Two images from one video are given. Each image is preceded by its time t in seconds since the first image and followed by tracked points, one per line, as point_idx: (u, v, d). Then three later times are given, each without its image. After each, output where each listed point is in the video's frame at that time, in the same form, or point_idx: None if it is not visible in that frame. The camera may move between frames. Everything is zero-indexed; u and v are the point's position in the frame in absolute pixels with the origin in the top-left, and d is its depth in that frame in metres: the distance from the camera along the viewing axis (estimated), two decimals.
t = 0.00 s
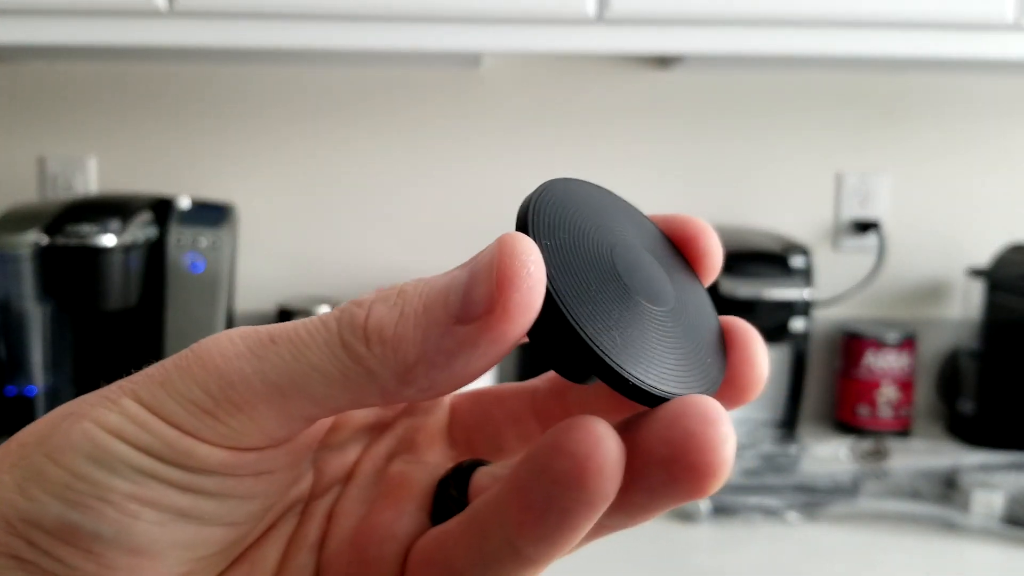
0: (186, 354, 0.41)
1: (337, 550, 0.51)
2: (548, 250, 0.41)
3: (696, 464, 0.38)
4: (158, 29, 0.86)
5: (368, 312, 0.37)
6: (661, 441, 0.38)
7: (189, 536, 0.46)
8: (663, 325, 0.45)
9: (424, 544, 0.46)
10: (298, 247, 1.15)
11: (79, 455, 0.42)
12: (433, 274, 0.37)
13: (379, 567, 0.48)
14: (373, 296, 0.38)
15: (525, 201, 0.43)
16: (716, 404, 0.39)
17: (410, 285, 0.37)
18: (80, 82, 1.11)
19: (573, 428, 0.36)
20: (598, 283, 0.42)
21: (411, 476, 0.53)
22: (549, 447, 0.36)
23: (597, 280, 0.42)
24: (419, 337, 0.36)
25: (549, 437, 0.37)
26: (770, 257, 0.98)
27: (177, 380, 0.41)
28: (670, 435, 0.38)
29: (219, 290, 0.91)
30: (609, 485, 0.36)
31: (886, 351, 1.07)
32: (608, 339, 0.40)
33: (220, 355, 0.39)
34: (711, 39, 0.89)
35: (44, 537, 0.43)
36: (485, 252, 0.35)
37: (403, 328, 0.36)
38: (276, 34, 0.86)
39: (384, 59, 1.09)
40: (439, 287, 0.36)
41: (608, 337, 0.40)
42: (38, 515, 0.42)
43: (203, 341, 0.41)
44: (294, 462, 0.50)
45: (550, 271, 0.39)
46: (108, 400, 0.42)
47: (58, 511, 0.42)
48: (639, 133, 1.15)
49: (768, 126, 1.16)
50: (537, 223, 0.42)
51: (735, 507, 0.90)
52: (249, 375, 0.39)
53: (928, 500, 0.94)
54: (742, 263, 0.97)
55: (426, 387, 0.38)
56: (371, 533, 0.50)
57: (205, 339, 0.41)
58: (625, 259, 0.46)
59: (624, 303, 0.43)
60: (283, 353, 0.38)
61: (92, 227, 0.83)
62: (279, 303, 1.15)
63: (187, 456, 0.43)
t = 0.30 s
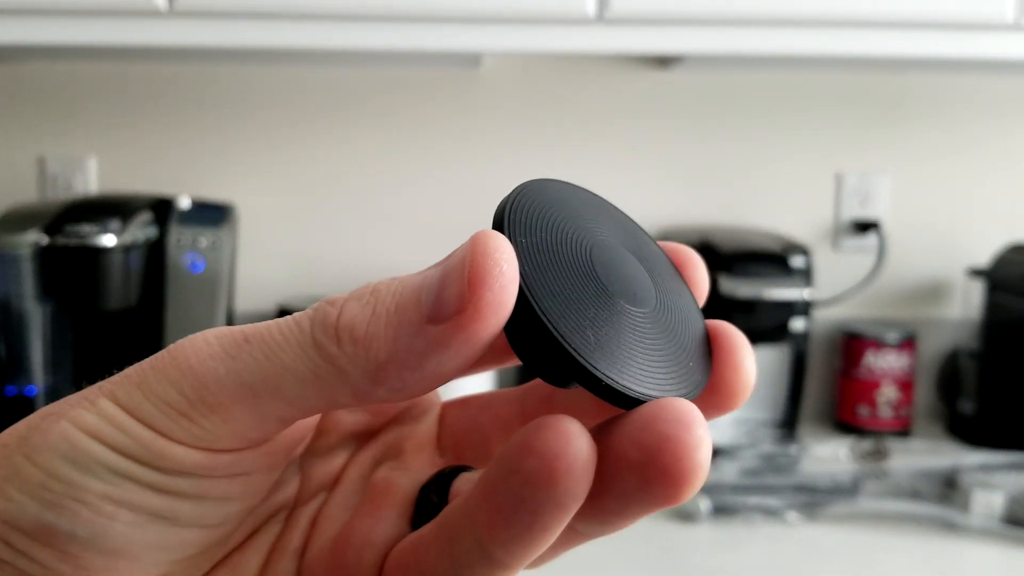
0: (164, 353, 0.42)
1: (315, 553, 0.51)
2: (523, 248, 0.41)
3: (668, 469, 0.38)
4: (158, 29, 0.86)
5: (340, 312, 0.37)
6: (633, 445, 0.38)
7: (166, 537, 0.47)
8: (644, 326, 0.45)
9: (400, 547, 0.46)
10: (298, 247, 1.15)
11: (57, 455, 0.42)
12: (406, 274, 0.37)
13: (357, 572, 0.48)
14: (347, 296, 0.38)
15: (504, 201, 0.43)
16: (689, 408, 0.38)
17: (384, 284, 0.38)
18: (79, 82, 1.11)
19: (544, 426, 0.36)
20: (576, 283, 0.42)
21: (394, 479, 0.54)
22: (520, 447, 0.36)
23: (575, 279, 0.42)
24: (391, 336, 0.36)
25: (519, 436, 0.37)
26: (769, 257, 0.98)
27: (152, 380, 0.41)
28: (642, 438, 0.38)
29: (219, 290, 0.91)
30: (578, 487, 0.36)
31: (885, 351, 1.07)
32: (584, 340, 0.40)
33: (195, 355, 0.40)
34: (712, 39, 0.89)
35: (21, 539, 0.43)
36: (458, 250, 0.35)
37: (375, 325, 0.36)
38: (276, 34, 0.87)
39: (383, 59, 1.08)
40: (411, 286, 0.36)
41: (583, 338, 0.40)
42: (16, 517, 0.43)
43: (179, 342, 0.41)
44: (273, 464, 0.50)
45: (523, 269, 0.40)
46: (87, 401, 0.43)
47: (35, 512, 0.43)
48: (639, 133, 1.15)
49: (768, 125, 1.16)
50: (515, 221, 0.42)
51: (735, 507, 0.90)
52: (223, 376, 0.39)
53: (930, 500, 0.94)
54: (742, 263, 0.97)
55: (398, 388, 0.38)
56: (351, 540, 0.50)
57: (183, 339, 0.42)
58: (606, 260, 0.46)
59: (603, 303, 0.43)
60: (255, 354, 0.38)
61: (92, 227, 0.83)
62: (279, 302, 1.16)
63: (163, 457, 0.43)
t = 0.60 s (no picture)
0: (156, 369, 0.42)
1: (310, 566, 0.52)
2: (511, 272, 0.41)
3: (650, 504, 0.38)
4: (158, 29, 0.86)
5: (328, 331, 0.37)
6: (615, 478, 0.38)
7: (159, 552, 0.47)
8: (633, 351, 0.44)
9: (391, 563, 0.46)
10: (298, 247, 1.15)
11: (51, 472, 0.42)
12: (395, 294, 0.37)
13: None
14: (337, 313, 0.38)
15: (497, 223, 0.43)
16: (673, 443, 0.38)
17: (371, 303, 0.37)
18: (79, 82, 1.11)
19: (531, 452, 0.37)
20: (565, 308, 0.42)
21: (389, 493, 0.54)
22: (507, 472, 0.37)
23: (564, 303, 0.42)
24: (379, 356, 0.36)
25: (507, 461, 0.38)
26: (768, 257, 0.98)
27: (145, 397, 0.41)
28: (625, 473, 0.38)
29: (219, 290, 0.91)
30: (565, 512, 0.37)
31: (885, 351, 1.07)
32: (569, 367, 0.40)
33: (186, 373, 0.40)
34: (712, 39, 0.89)
35: (17, 551, 0.43)
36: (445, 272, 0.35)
37: (363, 347, 0.36)
38: (276, 35, 0.87)
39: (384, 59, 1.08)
40: (399, 307, 0.36)
41: (569, 364, 0.40)
42: (13, 531, 0.43)
43: (171, 359, 0.41)
44: (268, 478, 0.50)
45: (510, 293, 0.40)
46: (81, 415, 0.43)
47: (30, 527, 0.43)
48: (639, 133, 1.15)
49: (768, 126, 1.16)
50: (505, 245, 0.42)
51: (735, 506, 0.90)
52: (214, 395, 0.39)
53: (930, 499, 0.94)
54: (741, 263, 0.98)
55: (385, 408, 0.38)
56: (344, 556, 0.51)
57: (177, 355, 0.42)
58: (600, 282, 0.46)
59: (592, 328, 0.43)
60: (247, 373, 0.38)
61: (92, 227, 0.83)
62: (279, 302, 1.15)
63: (156, 474, 0.43)
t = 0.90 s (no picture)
0: (159, 379, 0.42)
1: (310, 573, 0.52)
2: (505, 285, 0.41)
3: (635, 513, 0.38)
4: (158, 28, 0.86)
5: (326, 343, 0.37)
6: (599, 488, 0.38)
7: (161, 557, 0.46)
8: (623, 365, 0.44)
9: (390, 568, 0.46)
10: (298, 247, 1.15)
11: (57, 478, 0.42)
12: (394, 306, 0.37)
13: None
14: (337, 325, 0.38)
15: (494, 236, 0.43)
16: (656, 454, 0.38)
17: (369, 316, 0.37)
18: (79, 82, 1.11)
19: (528, 461, 0.37)
20: (557, 323, 0.42)
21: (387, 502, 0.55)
22: (508, 479, 0.37)
23: (556, 317, 0.42)
24: (375, 370, 0.36)
25: (504, 470, 0.38)
26: (768, 257, 0.98)
27: (149, 405, 0.41)
28: (609, 481, 0.38)
29: (219, 290, 0.91)
30: (563, 520, 0.37)
31: (885, 351, 1.07)
32: (559, 381, 0.40)
33: (189, 383, 0.40)
34: (711, 39, 0.89)
35: (23, 554, 0.43)
36: (444, 287, 0.35)
37: (362, 358, 0.36)
38: (275, 34, 0.86)
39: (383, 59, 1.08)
40: (397, 320, 0.36)
41: (557, 378, 0.40)
42: (19, 534, 0.43)
43: (174, 369, 0.41)
44: (268, 485, 0.50)
45: (503, 306, 0.40)
46: (87, 423, 0.43)
47: (37, 531, 0.43)
48: (639, 134, 1.15)
49: (768, 125, 1.16)
50: (500, 258, 0.42)
51: (735, 506, 0.90)
52: (216, 404, 0.39)
53: (930, 500, 0.94)
54: (741, 263, 0.97)
55: (380, 418, 0.38)
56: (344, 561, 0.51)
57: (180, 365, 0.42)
58: (593, 295, 0.46)
59: (582, 343, 0.43)
60: (249, 382, 0.38)
61: (92, 227, 0.83)
62: (279, 302, 1.15)
63: (159, 481, 0.43)
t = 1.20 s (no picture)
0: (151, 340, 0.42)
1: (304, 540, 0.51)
2: (493, 244, 0.41)
3: (615, 473, 0.38)
4: (157, 29, 0.86)
5: (313, 298, 0.37)
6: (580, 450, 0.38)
7: (151, 518, 0.47)
8: (610, 327, 0.44)
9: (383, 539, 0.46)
10: (298, 247, 1.15)
11: (49, 441, 0.42)
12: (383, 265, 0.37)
13: (342, 560, 0.48)
14: (325, 282, 0.38)
15: (485, 200, 0.44)
16: (633, 413, 0.38)
17: (358, 273, 0.37)
18: (79, 82, 1.11)
19: (512, 424, 0.38)
20: (545, 283, 0.42)
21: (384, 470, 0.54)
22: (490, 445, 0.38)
23: (544, 278, 0.42)
24: (362, 325, 0.36)
25: (489, 434, 0.38)
26: (768, 258, 0.98)
27: (138, 365, 0.41)
28: (588, 441, 0.38)
29: (219, 290, 0.91)
30: (546, 480, 0.37)
31: (885, 351, 1.07)
32: (545, 340, 0.40)
33: (176, 342, 0.40)
34: (711, 40, 0.89)
35: (16, 519, 0.43)
36: (432, 245, 0.35)
37: (348, 314, 0.36)
38: (275, 35, 0.86)
39: (383, 58, 1.08)
40: (384, 276, 0.36)
41: (543, 336, 0.40)
42: (10, 497, 0.43)
43: (163, 332, 0.41)
44: (260, 448, 0.50)
45: (491, 263, 0.40)
46: (78, 386, 0.43)
47: (29, 493, 0.43)
48: (639, 134, 1.15)
49: (768, 126, 1.16)
50: (490, 220, 0.42)
51: (735, 505, 0.90)
52: (203, 361, 0.39)
53: (930, 499, 0.93)
54: (740, 263, 0.97)
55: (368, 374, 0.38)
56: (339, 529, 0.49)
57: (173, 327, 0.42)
58: (582, 260, 0.46)
59: (569, 305, 0.43)
60: (236, 340, 0.38)
61: (92, 228, 0.83)
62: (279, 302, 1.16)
63: (148, 441, 0.43)
